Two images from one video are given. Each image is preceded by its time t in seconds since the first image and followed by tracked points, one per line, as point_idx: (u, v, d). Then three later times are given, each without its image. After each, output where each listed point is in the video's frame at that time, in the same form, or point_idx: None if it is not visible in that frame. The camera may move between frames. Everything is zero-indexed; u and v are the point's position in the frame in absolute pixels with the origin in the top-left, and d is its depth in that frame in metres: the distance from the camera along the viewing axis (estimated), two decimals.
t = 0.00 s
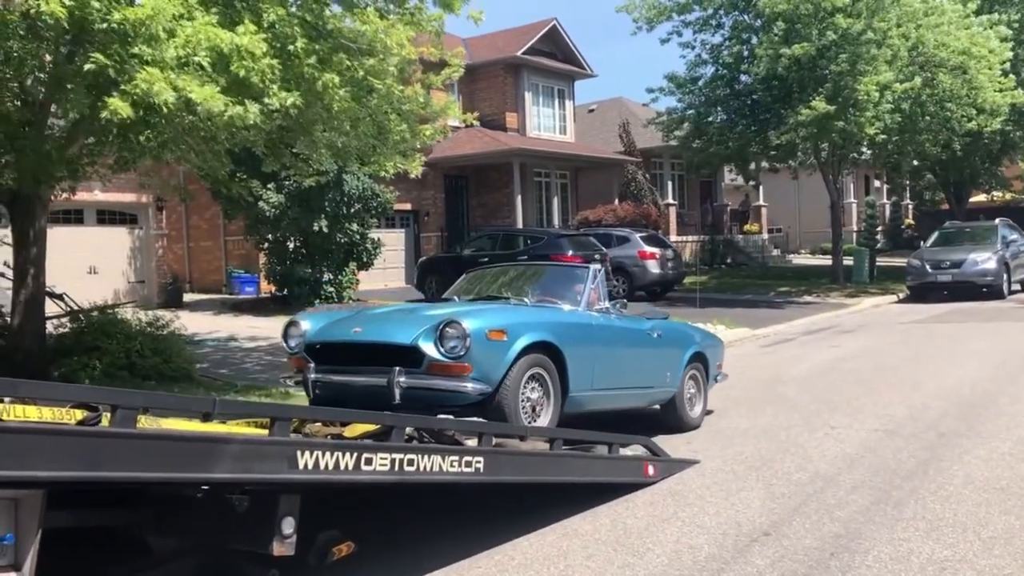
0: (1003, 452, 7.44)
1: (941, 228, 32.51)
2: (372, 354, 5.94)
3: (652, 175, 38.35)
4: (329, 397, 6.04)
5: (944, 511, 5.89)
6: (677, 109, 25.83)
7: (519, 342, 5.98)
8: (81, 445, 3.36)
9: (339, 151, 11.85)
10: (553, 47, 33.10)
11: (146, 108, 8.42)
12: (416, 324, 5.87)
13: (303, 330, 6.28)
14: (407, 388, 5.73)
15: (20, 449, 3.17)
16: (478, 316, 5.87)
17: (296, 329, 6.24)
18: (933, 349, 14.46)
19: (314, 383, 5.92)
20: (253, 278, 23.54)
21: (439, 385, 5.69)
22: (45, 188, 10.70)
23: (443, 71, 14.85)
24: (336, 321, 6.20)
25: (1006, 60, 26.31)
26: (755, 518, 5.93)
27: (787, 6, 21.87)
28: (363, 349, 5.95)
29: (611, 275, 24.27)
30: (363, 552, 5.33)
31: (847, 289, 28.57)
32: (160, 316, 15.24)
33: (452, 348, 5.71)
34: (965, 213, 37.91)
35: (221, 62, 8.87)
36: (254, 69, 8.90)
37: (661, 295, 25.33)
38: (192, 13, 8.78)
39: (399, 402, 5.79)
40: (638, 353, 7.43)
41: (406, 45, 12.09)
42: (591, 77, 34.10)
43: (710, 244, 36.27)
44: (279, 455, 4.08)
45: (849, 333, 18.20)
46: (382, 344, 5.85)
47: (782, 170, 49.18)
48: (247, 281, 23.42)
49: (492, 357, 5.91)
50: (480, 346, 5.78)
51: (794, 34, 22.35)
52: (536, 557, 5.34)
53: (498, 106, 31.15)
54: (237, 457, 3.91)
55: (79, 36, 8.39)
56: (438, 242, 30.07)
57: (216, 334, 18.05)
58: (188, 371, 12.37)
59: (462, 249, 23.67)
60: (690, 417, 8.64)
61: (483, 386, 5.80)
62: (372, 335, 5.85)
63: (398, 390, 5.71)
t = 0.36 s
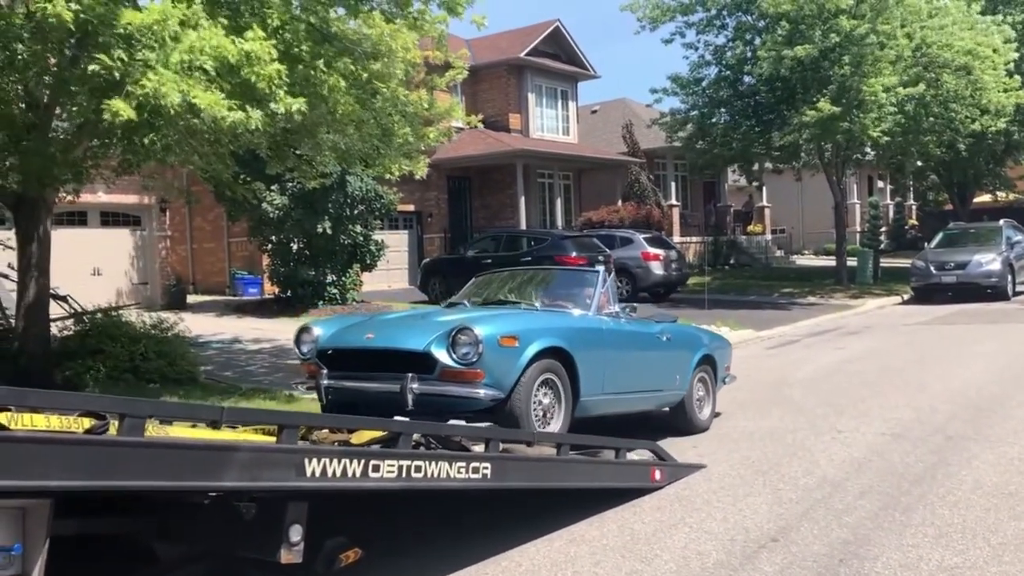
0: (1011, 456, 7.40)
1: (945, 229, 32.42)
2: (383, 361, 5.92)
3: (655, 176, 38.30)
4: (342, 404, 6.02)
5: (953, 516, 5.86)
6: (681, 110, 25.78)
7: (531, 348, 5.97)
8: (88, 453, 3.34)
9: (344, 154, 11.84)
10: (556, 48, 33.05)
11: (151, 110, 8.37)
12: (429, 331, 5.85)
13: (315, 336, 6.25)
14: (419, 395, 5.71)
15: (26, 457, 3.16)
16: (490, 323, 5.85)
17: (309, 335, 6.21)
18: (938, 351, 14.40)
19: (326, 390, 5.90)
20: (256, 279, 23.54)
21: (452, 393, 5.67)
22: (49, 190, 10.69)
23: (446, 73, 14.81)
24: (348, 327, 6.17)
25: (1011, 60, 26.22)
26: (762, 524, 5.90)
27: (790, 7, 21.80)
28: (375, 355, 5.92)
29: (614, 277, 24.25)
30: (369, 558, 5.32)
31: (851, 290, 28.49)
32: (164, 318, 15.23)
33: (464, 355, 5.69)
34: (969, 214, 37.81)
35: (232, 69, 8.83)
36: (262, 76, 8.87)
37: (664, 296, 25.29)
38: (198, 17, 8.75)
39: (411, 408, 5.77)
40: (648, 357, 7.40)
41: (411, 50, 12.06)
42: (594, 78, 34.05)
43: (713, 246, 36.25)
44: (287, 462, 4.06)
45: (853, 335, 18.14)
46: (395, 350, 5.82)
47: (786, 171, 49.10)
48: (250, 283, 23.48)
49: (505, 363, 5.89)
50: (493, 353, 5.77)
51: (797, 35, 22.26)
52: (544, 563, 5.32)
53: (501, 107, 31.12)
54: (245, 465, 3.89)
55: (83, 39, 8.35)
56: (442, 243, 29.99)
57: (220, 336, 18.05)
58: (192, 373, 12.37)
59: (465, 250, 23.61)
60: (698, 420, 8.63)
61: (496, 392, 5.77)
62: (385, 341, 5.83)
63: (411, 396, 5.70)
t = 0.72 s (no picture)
0: (1015, 460, 7.40)
1: (948, 231, 32.39)
2: (394, 366, 5.91)
3: (657, 177, 38.29)
4: (351, 409, 6.01)
5: (958, 520, 5.86)
6: (683, 112, 25.77)
7: (540, 352, 5.95)
8: (93, 458, 3.34)
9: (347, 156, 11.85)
10: (558, 50, 33.05)
11: (158, 112, 8.39)
12: (439, 336, 5.84)
13: (325, 340, 6.25)
14: (429, 399, 5.70)
15: (31, 462, 3.16)
16: (499, 327, 5.84)
17: (319, 339, 6.20)
18: (941, 354, 14.39)
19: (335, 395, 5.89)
20: (258, 280, 23.58)
21: (461, 397, 5.65)
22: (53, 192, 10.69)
23: (449, 75, 14.82)
24: (358, 332, 6.16)
25: (1014, 61, 26.19)
26: (766, 528, 5.89)
27: (793, 9, 21.80)
28: (386, 360, 5.91)
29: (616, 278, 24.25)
30: (374, 562, 5.32)
31: (854, 291, 28.48)
32: (167, 320, 15.24)
33: (474, 360, 5.68)
34: (972, 216, 37.74)
35: (235, 70, 8.76)
36: (269, 78, 8.90)
37: (666, 298, 25.27)
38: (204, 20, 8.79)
39: (421, 413, 5.76)
40: (655, 359, 7.39)
41: (415, 55, 12.06)
42: (596, 79, 34.06)
43: (715, 247, 36.25)
44: (292, 466, 4.06)
45: (856, 337, 18.12)
46: (404, 354, 5.82)
47: (788, 172, 49.11)
48: (253, 284, 23.52)
49: (514, 368, 5.88)
50: (502, 357, 5.75)
51: (800, 37, 22.30)
52: (548, 567, 5.32)
53: (503, 109, 31.11)
54: (250, 470, 3.88)
55: (89, 40, 8.38)
56: (444, 245, 29.98)
57: (223, 338, 18.07)
58: (195, 375, 12.37)
59: (467, 251, 23.60)
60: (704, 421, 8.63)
61: (506, 397, 5.75)
62: (395, 346, 5.82)
63: (421, 400, 5.69)
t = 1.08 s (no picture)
0: (1020, 462, 7.39)
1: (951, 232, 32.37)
2: (403, 368, 5.90)
3: (660, 178, 38.30)
4: (360, 411, 6.01)
5: (962, 522, 5.86)
6: (686, 112, 25.76)
7: (549, 354, 5.95)
8: (100, 460, 3.35)
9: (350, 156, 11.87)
10: (561, 50, 33.05)
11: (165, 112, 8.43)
12: (448, 338, 5.83)
13: (334, 342, 6.24)
14: (438, 401, 5.69)
15: (39, 463, 3.17)
16: (508, 330, 5.83)
17: (329, 341, 6.19)
18: (944, 355, 14.37)
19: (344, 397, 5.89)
20: (261, 281, 23.62)
21: (470, 400, 5.65)
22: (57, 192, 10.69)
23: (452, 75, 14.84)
24: (367, 334, 6.15)
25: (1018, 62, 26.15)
26: (770, 530, 5.90)
27: (796, 10, 21.79)
28: (395, 363, 5.91)
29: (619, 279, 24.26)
30: (379, 563, 5.33)
31: (857, 292, 28.46)
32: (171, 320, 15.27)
33: (483, 362, 5.67)
34: (976, 216, 37.69)
35: (240, 66, 8.78)
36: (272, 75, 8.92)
37: (669, 298, 25.28)
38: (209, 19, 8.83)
39: (431, 415, 5.75)
40: (661, 360, 7.39)
41: (420, 56, 12.07)
42: (599, 79, 34.05)
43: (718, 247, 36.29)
44: (298, 468, 4.07)
45: (859, 338, 18.09)
46: (413, 357, 5.80)
47: (791, 173, 49.10)
48: (256, 284, 23.58)
49: (523, 370, 5.87)
50: (511, 360, 5.74)
51: (804, 38, 22.31)
52: (553, 568, 5.34)
53: (506, 109, 31.11)
54: (256, 471, 3.89)
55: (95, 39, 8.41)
56: (447, 245, 29.98)
57: (227, 338, 18.10)
58: (199, 374, 12.39)
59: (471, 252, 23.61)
60: (709, 421, 8.65)
61: (515, 399, 5.74)
62: (404, 348, 5.81)
63: (431, 402, 5.68)
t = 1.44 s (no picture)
0: None
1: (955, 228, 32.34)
2: (416, 363, 5.89)
3: (664, 173, 38.33)
4: (371, 405, 6.01)
5: (967, 517, 5.89)
6: (691, 107, 25.75)
7: (561, 349, 5.94)
8: (118, 449, 3.40)
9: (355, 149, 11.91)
10: (566, 44, 33.04)
11: (172, 104, 8.48)
12: (461, 334, 5.81)
13: (348, 337, 6.23)
14: (452, 396, 5.69)
15: (58, 453, 3.22)
16: (521, 325, 5.81)
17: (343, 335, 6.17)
18: (949, 350, 14.40)
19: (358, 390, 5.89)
20: (266, 275, 23.70)
21: (482, 394, 5.64)
22: (65, 185, 10.74)
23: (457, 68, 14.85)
24: (381, 328, 6.13)
25: None
26: (776, 523, 5.93)
27: (802, 5, 21.76)
28: (408, 358, 5.89)
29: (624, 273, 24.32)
30: (387, 553, 5.39)
31: (861, 288, 28.48)
32: (177, 314, 15.33)
33: (496, 357, 5.65)
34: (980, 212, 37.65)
35: (246, 59, 8.83)
36: (278, 67, 8.95)
37: (673, 294, 25.33)
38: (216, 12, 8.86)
39: (445, 409, 5.75)
40: (670, 354, 7.41)
41: (427, 48, 12.09)
42: (604, 73, 34.04)
43: (723, 243, 36.43)
44: (311, 459, 4.11)
45: (864, 334, 18.12)
46: (427, 352, 5.79)
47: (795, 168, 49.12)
48: (261, 278, 23.66)
49: (536, 365, 5.86)
50: (524, 355, 5.72)
51: (809, 33, 22.29)
52: (560, 560, 5.39)
53: (510, 103, 31.12)
54: (269, 462, 3.93)
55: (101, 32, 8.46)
56: (451, 240, 29.91)
57: (232, 331, 18.18)
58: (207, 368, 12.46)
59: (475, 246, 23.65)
60: (717, 414, 8.68)
61: (527, 393, 5.73)
62: (417, 344, 5.79)
63: (444, 397, 5.68)
